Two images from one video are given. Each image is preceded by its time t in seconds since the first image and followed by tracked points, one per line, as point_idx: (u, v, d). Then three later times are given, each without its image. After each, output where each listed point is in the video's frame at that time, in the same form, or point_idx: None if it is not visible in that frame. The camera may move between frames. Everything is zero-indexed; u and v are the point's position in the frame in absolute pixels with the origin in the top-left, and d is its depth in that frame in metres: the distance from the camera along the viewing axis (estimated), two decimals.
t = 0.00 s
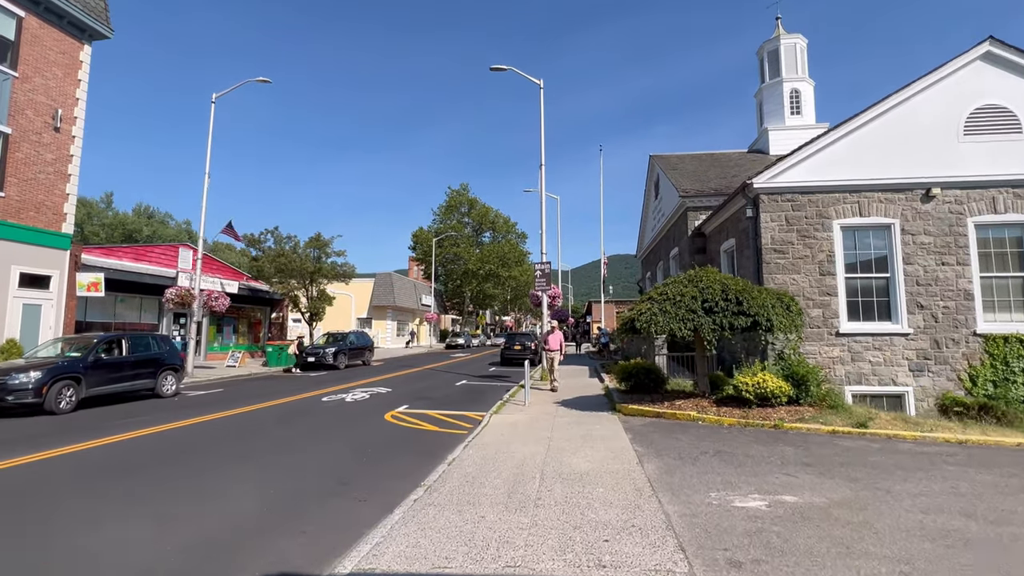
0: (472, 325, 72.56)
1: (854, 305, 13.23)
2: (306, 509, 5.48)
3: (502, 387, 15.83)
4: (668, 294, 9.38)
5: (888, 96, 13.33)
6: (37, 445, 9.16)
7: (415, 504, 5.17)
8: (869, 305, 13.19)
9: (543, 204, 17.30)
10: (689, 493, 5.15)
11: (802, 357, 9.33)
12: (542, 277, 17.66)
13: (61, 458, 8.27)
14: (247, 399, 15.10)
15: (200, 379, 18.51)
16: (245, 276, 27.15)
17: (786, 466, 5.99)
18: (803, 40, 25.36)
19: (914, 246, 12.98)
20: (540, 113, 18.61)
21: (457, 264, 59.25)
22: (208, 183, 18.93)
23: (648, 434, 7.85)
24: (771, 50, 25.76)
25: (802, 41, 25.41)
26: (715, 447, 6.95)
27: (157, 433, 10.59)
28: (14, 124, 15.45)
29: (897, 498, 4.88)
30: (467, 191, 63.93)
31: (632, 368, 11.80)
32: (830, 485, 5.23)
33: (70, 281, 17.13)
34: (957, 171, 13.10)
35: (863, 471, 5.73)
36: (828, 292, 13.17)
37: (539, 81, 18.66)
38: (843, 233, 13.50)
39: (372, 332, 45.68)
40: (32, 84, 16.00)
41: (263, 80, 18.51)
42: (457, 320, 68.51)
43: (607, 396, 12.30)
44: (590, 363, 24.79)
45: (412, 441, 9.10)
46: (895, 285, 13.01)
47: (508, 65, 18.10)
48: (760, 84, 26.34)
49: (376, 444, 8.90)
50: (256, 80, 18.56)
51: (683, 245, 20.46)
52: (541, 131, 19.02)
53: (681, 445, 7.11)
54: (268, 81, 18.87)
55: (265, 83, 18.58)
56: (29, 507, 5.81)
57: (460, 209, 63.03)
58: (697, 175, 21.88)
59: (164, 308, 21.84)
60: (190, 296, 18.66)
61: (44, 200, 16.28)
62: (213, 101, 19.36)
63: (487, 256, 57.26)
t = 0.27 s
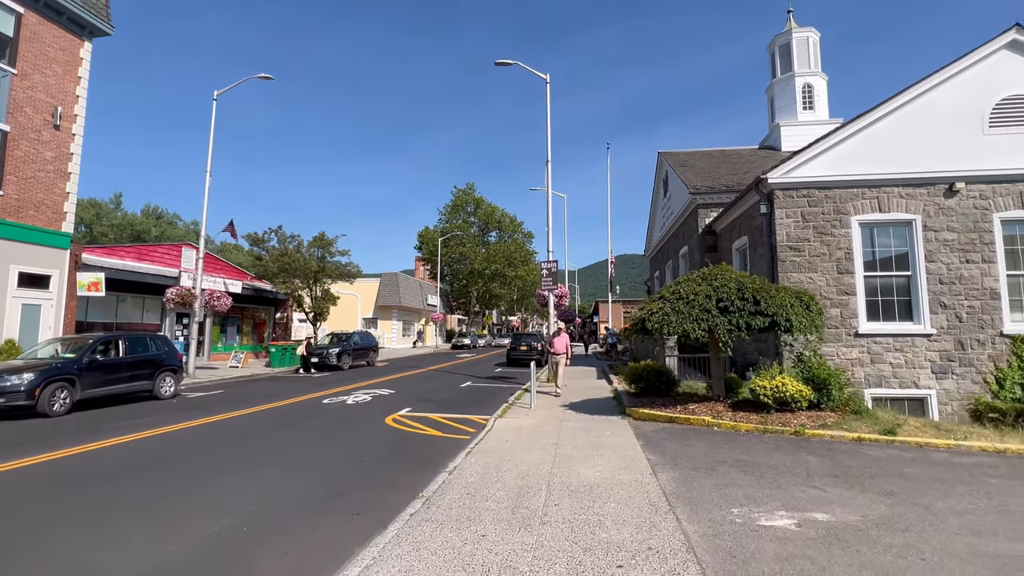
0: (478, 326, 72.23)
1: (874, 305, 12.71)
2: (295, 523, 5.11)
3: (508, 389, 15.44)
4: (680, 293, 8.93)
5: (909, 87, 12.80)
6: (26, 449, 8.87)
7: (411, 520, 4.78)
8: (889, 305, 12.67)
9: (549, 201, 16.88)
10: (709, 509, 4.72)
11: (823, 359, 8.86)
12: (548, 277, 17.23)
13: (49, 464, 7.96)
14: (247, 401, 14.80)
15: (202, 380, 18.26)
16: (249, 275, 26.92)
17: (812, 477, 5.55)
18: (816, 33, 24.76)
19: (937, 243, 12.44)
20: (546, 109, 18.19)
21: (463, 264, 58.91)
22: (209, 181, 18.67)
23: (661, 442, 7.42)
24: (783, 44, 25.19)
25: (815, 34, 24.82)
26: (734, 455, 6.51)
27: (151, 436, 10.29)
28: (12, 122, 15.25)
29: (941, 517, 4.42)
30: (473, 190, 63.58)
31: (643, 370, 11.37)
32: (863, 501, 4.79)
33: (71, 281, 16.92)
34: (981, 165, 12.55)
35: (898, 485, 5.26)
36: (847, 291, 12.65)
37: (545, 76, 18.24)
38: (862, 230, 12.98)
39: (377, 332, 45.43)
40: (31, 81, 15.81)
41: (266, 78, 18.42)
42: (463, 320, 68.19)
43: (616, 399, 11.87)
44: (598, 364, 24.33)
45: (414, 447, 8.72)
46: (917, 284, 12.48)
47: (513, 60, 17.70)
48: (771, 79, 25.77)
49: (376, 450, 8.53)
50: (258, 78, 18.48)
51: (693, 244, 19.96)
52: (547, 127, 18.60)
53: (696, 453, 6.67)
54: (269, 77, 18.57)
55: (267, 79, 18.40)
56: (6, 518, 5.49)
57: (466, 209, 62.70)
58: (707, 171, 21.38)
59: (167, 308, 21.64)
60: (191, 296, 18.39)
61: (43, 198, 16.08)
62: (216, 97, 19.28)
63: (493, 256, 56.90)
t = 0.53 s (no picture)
0: (485, 325, 71.97)
1: (895, 302, 12.17)
2: (278, 535, 4.74)
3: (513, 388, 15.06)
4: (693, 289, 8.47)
5: (932, 74, 12.25)
6: (15, 450, 8.59)
7: (405, 531, 4.40)
8: (912, 302, 12.13)
9: (556, 196, 16.43)
10: (730, 521, 4.30)
11: (845, 358, 8.38)
12: (555, 274, 16.79)
13: (36, 465, 7.66)
14: (248, 400, 14.52)
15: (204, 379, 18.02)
16: (253, 274, 26.70)
17: (841, 486, 5.10)
18: (830, 24, 24.14)
19: (962, 237, 11.89)
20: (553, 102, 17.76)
21: (470, 263, 58.60)
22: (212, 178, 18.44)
23: (674, 446, 6.98)
24: (795, 36, 24.59)
25: (829, 25, 24.19)
26: (754, 461, 6.07)
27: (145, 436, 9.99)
28: (12, 117, 15.06)
29: (992, 532, 3.97)
30: (480, 189, 63.22)
31: (654, 369, 10.93)
32: (902, 514, 4.34)
33: (71, 279, 16.73)
34: (1009, 155, 11.99)
35: (938, 495, 4.80)
36: (867, 287, 12.12)
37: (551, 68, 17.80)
38: (882, 223, 12.44)
39: (383, 331, 45.18)
40: (31, 77, 15.62)
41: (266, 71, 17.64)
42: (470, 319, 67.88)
43: (626, 400, 11.43)
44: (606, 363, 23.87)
45: (414, 449, 8.34)
46: (941, 280, 11.93)
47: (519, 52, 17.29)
48: (783, 72, 25.17)
49: (374, 452, 8.16)
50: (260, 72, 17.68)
51: (703, 240, 19.45)
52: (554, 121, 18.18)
53: (713, 459, 6.24)
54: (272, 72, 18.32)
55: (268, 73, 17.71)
56: None
57: (472, 207, 62.36)
58: (718, 166, 20.86)
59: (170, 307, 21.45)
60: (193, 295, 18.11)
61: (43, 195, 15.89)
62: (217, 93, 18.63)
63: (500, 255, 56.52)
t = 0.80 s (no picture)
0: (493, 325, 71.61)
1: (920, 302, 11.60)
2: (260, 557, 4.35)
3: (520, 391, 14.63)
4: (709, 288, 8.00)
5: (959, 62, 11.67)
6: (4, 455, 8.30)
7: (396, 554, 4.01)
8: (938, 302, 11.56)
9: (564, 193, 15.99)
10: (758, 546, 3.86)
11: (872, 361, 7.88)
12: (563, 273, 16.34)
13: (21, 472, 7.36)
14: (249, 403, 14.22)
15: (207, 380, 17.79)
16: (259, 274, 26.50)
17: (878, 504, 4.63)
18: (846, 16, 23.47)
19: (991, 233, 11.31)
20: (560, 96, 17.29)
21: (478, 263, 58.24)
22: (215, 176, 18.18)
23: (691, 456, 6.53)
24: (810, 28, 23.95)
25: (845, 17, 23.52)
26: (778, 474, 5.61)
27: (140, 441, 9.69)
28: (12, 115, 14.86)
29: None
30: (487, 188, 62.86)
31: (667, 372, 10.47)
32: (953, 540, 3.87)
33: (73, 279, 16.55)
34: None
35: (989, 517, 4.32)
36: (890, 286, 11.57)
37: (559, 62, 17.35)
38: (906, 219, 11.88)
39: (390, 331, 44.92)
40: (31, 74, 15.43)
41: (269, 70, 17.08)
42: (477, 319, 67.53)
43: (637, 403, 10.99)
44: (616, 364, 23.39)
45: (415, 457, 7.95)
46: (969, 278, 11.35)
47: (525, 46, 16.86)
48: (797, 66, 24.52)
49: (373, 459, 7.78)
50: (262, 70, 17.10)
51: (716, 238, 18.92)
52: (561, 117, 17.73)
53: (733, 471, 5.78)
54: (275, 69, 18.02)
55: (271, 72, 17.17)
56: None
57: (480, 207, 61.96)
58: (730, 162, 20.31)
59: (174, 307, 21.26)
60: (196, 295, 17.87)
61: (44, 194, 15.70)
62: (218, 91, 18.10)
63: (507, 255, 56.11)
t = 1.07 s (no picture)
0: (501, 325, 71.25)
1: (948, 299, 11.02)
2: None
3: (528, 392, 14.22)
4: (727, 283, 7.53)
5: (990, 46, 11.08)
6: None
7: None
8: (967, 299, 10.98)
9: (572, 188, 15.55)
10: (795, 570, 3.41)
11: (903, 362, 7.38)
12: (571, 271, 15.89)
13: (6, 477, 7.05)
14: (251, 403, 13.93)
15: (210, 380, 17.54)
16: (264, 273, 26.29)
17: (925, 521, 4.16)
18: (863, 6, 22.80)
19: None
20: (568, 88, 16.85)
21: (485, 262, 57.90)
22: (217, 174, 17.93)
23: (711, 464, 6.06)
24: (825, 19, 23.31)
25: (861, 7, 22.84)
26: (807, 485, 5.15)
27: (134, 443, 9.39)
28: (12, 111, 14.67)
29: None
30: (495, 187, 62.49)
31: (681, 372, 10.00)
32: (1018, 565, 3.40)
33: (75, 277, 16.35)
34: None
35: None
36: (916, 282, 11.01)
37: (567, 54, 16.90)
38: (933, 213, 11.30)
39: (398, 331, 44.67)
40: (32, 70, 15.24)
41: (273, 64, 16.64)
42: (485, 319, 67.21)
43: (649, 405, 10.53)
44: (626, 364, 22.91)
45: (416, 461, 7.55)
46: (1000, 274, 10.77)
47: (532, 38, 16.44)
48: (812, 58, 23.88)
49: (371, 464, 7.39)
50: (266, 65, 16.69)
51: (729, 235, 18.39)
52: (569, 110, 17.30)
53: (758, 481, 5.32)
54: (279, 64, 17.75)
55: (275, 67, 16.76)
56: None
57: (487, 206, 61.57)
58: (743, 156, 19.75)
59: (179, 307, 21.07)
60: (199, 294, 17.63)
61: (45, 191, 15.51)
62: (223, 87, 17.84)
63: (515, 254, 55.71)
